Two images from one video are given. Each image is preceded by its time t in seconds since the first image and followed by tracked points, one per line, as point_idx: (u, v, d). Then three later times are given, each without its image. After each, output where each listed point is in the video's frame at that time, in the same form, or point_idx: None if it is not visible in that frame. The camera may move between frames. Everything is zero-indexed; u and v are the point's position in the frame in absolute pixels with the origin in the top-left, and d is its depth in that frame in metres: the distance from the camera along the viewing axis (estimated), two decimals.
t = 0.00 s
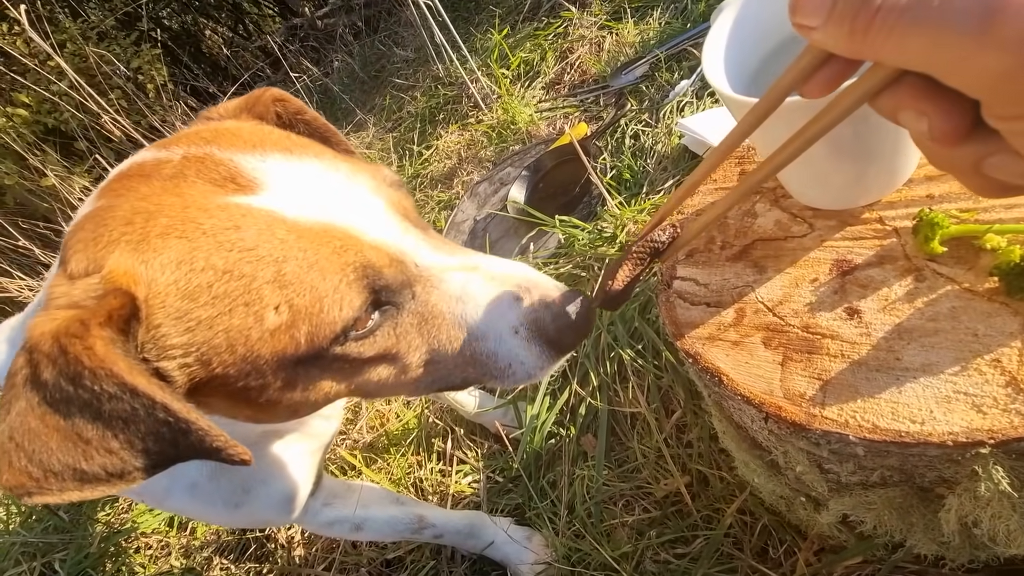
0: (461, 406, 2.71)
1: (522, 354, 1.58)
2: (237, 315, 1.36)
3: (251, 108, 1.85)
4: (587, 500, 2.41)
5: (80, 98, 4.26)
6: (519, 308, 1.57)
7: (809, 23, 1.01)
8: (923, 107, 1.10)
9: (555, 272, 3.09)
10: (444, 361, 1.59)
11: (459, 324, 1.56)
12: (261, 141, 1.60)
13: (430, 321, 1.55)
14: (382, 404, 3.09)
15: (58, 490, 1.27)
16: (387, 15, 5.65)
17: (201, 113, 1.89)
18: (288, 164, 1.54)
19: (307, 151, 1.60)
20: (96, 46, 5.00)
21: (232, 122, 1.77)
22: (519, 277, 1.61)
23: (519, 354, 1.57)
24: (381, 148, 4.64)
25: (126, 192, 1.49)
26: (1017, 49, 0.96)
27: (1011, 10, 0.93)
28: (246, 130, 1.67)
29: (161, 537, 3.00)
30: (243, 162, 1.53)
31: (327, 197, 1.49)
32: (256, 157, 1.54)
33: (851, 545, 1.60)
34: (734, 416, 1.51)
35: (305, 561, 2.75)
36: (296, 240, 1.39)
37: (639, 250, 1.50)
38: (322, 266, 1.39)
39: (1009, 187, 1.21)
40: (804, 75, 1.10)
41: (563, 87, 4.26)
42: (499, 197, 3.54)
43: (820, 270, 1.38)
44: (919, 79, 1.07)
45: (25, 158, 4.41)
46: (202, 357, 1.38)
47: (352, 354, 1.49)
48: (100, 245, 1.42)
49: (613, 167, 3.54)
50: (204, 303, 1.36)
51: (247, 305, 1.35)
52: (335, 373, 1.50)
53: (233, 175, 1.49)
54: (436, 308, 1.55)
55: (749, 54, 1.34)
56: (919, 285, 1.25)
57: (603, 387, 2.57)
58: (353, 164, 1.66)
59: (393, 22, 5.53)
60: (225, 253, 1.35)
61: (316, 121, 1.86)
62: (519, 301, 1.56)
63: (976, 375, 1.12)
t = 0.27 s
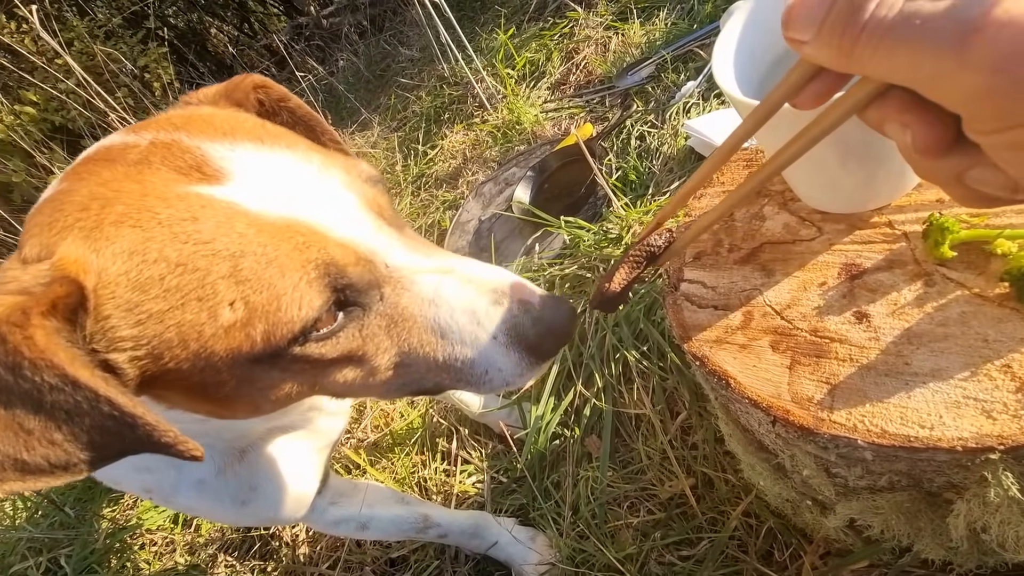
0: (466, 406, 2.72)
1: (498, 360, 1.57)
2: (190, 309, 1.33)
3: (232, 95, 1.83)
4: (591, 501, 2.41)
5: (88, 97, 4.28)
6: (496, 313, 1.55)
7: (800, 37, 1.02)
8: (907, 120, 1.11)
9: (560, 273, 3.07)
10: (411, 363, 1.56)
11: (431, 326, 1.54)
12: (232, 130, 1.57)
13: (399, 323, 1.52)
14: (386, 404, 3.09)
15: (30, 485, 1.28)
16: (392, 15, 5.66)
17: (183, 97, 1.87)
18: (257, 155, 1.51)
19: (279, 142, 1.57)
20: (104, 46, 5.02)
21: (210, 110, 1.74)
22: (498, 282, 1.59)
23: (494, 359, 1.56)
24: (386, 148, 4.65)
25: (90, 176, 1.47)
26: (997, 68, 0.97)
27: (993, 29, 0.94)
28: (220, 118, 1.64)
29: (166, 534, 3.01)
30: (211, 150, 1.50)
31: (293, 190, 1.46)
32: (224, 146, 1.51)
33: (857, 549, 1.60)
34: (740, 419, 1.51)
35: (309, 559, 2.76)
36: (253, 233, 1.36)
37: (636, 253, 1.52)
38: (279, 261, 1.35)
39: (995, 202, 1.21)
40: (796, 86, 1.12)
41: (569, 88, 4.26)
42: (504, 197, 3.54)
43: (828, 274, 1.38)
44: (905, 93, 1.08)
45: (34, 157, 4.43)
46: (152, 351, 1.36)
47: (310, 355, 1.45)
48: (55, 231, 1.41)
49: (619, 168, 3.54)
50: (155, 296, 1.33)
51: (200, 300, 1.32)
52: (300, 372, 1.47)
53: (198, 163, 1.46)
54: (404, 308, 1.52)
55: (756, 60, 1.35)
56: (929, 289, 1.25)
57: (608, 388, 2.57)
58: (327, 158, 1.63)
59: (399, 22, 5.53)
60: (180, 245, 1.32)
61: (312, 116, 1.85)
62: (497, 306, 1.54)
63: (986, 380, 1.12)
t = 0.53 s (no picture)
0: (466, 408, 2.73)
1: (518, 345, 1.52)
2: (163, 314, 1.29)
3: (209, 93, 1.80)
4: (592, 505, 2.39)
5: (89, 94, 4.28)
6: (505, 292, 1.49)
7: (805, 26, 1.00)
8: (917, 114, 1.09)
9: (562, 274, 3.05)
10: (418, 354, 1.53)
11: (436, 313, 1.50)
12: (201, 123, 1.52)
13: (396, 317, 1.48)
14: (386, 405, 3.08)
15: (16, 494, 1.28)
16: (395, 14, 5.65)
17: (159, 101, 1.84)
18: (225, 145, 1.46)
19: (249, 130, 1.52)
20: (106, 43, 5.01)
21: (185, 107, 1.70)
22: (502, 258, 1.52)
23: (511, 343, 1.51)
24: (388, 147, 4.64)
25: (65, 183, 1.44)
26: (1012, 58, 0.94)
27: (1008, 18, 0.92)
28: (192, 113, 1.60)
29: (166, 533, 3.01)
30: (176, 146, 1.45)
31: (262, 179, 1.40)
32: (189, 141, 1.46)
33: (861, 558, 1.59)
34: (743, 426, 1.50)
35: (309, 561, 2.76)
36: (219, 230, 1.31)
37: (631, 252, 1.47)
38: (252, 257, 1.31)
39: (1008, 203, 1.20)
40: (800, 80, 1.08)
41: (572, 88, 4.24)
42: (506, 198, 3.53)
43: (834, 280, 1.36)
44: (916, 85, 1.07)
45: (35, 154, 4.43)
46: (130, 365, 1.33)
47: (299, 357, 1.40)
48: (21, 248, 1.38)
49: (621, 170, 3.52)
50: (122, 308, 1.29)
51: (170, 308, 1.29)
52: (294, 377, 1.42)
53: (164, 161, 1.42)
54: (401, 299, 1.47)
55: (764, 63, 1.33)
56: (936, 298, 1.23)
57: (609, 392, 2.55)
58: (301, 142, 1.56)
59: (402, 21, 5.52)
60: (143, 250, 1.28)
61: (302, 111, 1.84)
62: (505, 284, 1.48)
63: (994, 392, 1.10)
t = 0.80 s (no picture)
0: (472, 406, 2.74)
1: (608, 300, 1.43)
2: (236, 335, 1.34)
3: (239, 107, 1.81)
4: (596, 504, 2.41)
5: (97, 93, 4.31)
6: (578, 245, 1.40)
7: (800, 29, 1.02)
8: (909, 118, 1.11)
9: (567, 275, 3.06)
10: (504, 328, 1.50)
11: (513, 282, 1.44)
12: (235, 134, 1.52)
13: (467, 294, 1.45)
14: (391, 404, 3.09)
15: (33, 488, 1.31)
16: (400, 14, 5.68)
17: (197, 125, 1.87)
18: (262, 150, 1.45)
19: (282, 130, 1.50)
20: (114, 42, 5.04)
21: (218, 120, 1.70)
22: (566, 208, 1.43)
23: (602, 298, 1.42)
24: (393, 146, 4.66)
25: (130, 220, 1.48)
26: (1007, 63, 0.95)
27: (1005, 22, 0.92)
28: (224, 125, 1.60)
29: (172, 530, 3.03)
30: (219, 163, 1.46)
31: (306, 178, 1.38)
32: (227, 155, 1.46)
33: (865, 558, 1.60)
34: (748, 426, 1.51)
35: (314, 558, 2.78)
36: (273, 244, 1.32)
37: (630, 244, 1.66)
38: (314, 259, 1.31)
39: (991, 206, 1.21)
40: (795, 82, 1.11)
41: (577, 89, 4.25)
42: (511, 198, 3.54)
43: (839, 282, 1.37)
44: (907, 90, 1.08)
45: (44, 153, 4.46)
46: (224, 393, 1.39)
47: (377, 354, 1.41)
48: (109, 307, 1.45)
49: (626, 171, 3.54)
50: (201, 341, 1.35)
51: (247, 331, 1.33)
52: (371, 371, 1.43)
53: (209, 181, 1.43)
54: (472, 276, 1.43)
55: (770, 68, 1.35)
56: (941, 300, 1.25)
57: (614, 392, 2.57)
58: (335, 129, 1.52)
59: (407, 21, 5.55)
60: (207, 278, 1.32)
61: (326, 102, 1.84)
62: (578, 237, 1.40)
63: (998, 393, 1.11)
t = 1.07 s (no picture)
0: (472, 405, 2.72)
1: (617, 268, 1.43)
2: (241, 297, 1.33)
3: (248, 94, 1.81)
4: (596, 504, 2.40)
5: (99, 92, 4.30)
6: (587, 211, 1.41)
7: (794, 24, 1.03)
8: (904, 113, 1.10)
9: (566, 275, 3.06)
10: (513, 297, 1.49)
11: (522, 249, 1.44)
12: (245, 110, 1.53)
13: (474, 262, 1.44)
14: (391, 403, 3.08)
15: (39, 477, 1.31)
16: (401, 14, 5.68)
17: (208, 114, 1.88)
18: (273, 124, 1.46)
19: (292, 105, 1.51)
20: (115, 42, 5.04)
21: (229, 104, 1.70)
22: (576, 176, 1.44)
23: (610, 265, 1.43)
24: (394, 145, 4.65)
25: (141, 197, 1.48)
26: (1003, 56, 0.94)
27: (1001, 15, 0.92)
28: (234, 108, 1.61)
29: (172, 528, 3.03)
30: (229, 136, 1.46)
31: (318, 148, 1.39)
32: (238, 129, 1.46)
33: (866, 559, 1.59)
34: (748, 425, 1.50)
35: (314, 557, 2.77)
36: (282, 208, 1.32)
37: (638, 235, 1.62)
38: (323, 223, 1.31)
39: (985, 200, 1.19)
40: (788, 77, 1.12)
41: (578, 88, 4.24)
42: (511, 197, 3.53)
43: (840, 280, 1.36)
44: (903, 86, 1.07)
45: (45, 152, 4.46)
46: (224, 355, 1.38)
47: (385, 321, 1.40)
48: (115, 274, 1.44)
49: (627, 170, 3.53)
50: (208, 304, 1.34)
51: (255, 295, 1.33)
52: (378, 341, 1.43)
53: (220, 153, 1.43)
54: (482, 243, 1.43)
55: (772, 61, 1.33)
56: (942, 299, 1.23)
57: (614, 391, 2.56)
58: (344, 104, 1.53)
59: (408, 21, 5.55)
60: (215, 240, 1.32)
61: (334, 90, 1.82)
62: (588, 203, 1.40)
63: (1001, 392, 1.10)
